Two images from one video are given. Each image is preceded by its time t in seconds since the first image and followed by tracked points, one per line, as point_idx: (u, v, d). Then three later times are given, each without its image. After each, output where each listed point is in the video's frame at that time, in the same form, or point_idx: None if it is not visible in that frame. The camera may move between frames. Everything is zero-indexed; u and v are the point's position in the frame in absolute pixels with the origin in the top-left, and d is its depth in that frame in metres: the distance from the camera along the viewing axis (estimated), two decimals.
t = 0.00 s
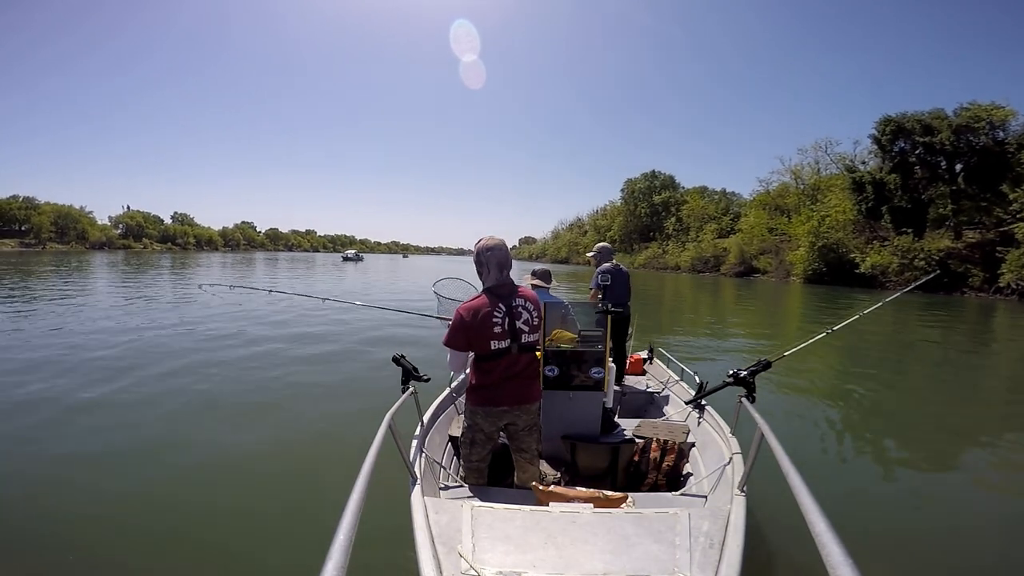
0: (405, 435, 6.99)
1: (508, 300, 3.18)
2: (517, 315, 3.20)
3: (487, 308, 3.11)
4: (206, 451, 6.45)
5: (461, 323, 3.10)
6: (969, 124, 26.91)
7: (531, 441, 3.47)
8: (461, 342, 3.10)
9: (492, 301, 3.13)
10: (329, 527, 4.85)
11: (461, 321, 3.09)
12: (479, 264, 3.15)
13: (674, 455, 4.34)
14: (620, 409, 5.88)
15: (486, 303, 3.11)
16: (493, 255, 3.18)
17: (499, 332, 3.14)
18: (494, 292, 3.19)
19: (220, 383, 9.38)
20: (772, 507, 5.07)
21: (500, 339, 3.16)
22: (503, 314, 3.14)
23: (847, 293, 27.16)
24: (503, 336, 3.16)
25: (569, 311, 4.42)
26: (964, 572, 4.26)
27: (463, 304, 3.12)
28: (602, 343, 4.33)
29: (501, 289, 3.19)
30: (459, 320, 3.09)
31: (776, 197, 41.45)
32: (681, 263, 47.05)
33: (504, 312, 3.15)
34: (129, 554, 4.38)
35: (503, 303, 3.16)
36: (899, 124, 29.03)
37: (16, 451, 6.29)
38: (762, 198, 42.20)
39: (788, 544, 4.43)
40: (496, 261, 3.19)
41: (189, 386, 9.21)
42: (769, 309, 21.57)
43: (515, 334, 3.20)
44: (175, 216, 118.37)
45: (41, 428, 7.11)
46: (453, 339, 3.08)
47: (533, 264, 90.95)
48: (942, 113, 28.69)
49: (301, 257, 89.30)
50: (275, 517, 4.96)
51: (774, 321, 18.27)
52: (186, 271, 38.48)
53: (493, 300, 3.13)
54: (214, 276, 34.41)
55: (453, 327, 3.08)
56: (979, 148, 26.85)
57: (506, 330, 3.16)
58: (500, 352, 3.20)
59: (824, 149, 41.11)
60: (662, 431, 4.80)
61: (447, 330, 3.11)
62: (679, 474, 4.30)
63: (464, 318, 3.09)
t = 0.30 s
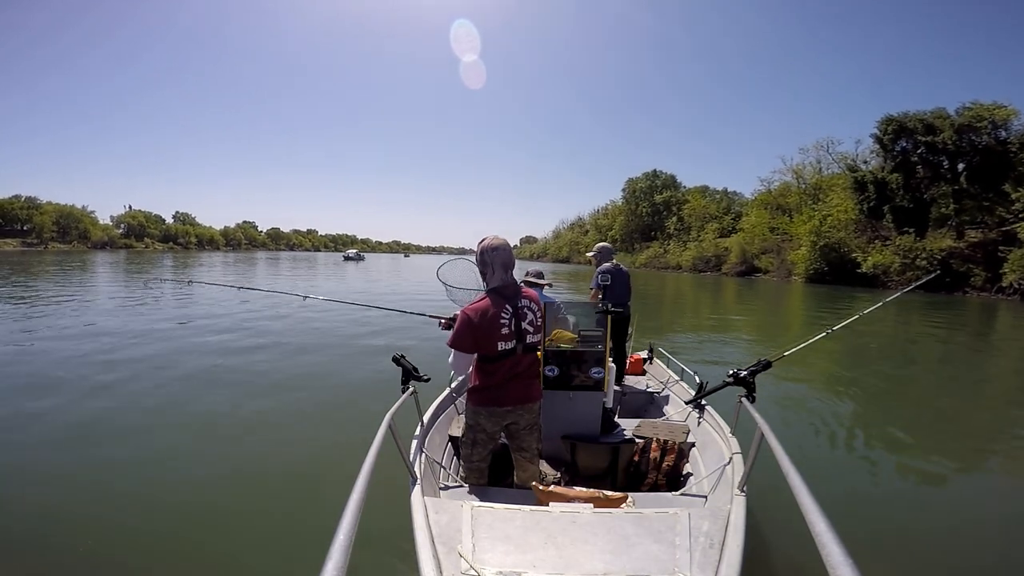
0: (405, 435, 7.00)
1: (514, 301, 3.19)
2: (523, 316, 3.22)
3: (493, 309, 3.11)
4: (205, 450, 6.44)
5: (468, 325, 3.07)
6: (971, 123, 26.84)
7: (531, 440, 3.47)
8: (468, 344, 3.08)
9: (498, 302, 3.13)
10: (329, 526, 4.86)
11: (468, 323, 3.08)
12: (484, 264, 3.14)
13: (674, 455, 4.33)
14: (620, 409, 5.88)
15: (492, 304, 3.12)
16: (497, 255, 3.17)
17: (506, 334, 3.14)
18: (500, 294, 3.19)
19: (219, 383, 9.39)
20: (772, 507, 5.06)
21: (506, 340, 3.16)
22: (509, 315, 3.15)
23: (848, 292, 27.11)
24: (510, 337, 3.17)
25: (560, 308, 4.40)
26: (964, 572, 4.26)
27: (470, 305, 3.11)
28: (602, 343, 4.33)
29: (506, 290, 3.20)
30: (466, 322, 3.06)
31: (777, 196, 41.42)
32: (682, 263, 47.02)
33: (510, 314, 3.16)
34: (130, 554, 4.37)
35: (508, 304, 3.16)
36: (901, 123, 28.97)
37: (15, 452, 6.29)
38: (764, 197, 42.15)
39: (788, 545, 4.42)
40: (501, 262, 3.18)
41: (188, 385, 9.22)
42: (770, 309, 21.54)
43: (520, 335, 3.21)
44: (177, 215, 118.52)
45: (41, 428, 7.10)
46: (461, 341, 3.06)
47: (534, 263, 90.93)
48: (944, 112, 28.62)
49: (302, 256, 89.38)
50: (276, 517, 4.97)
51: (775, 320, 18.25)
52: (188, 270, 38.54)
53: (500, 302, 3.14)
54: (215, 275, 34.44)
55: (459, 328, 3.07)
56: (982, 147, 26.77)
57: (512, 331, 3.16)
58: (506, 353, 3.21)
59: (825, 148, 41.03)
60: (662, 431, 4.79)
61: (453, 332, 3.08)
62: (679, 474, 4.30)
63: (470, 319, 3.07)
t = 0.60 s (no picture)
0: (405, 434, 7.01)
1: (516, 301, 3.20)
2: (525, 316, 3.22)
3: (495, 310, 3.11)
4: (205, 449, 6.40)
5: (470, 325, 3.07)
6: (978, 127, 26.73)
7: (532, 439, 3.48)
8: (471, 344, 3.09)
9: (500, 302, 3.14)
10: (327, 526, 4.87)
11: (470, 323, 3.08)
12: (486, 264, 3.15)
13: (674, 455, 4.33)
14: (620, 409, 5.88)
15: (494, 304, 3.12)
16: (499, 255, 3.17)
17: (508, 334, 3.15)
18: (502, 293, 3.20)
19: (219, 380, 9.38)
20: (771, 508, 5.05)
21: (509, 340, 3.17)
22: (512, 315, 3.16)
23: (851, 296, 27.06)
24: (512, 337, 3.17)
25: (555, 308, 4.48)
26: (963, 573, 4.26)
27: (472, 305, 3.11)
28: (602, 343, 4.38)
29: (509, 290, 3.20)
30: (469, 322, 3.06)
31: (781, 199, 41.29)
32: (685, 264, 46.97)
33: (513, 313, 3.17)
34: (130, 554, 4.35)
35: (511, 304, 3.17)
36: (907, 126, 28.87)
37: (14, 449, 6.27)
38: (768, 199, 42.06)
39: (788, 545, 4.42)
40: (504, 262, 3.18)
41: (188, 382, 9.21)
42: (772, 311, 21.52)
43: (523, 335, 3.22)
44: (181, 211, 118.90)
45: (40, 425, 7.09)
46: (464, 341, 3.06)
47: (536, 263, 90.91)
48: (951, 116, 28.51)
49: (305, 254, 89.46)
50: (276, 517, 4.95)
51: (777, 323, 18.23)
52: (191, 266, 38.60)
53: (502, 302, 3.15)
54: (217, 270, 34.50)
55: (462, 328, 3.07)
56: (988, 151, 26.66)
57: (515, 331, 3.17)
58: (508, 352, 3.21)
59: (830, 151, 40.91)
60: (662, 431, 4.79)
61: (456, 332, 3.09)
62: (679, 474, 4.30)
63: (473, 320, 3.08)
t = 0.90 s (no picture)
0: (405, 434, 7.02)
1: (513, 300, 3.20)
2: (522, 315, 3.22)
3: (491, 308, 3.13)
4: (206, 449, 6.42)
5: (466, 323, 3.10)
6: (984, 129, 26.63)
7: (531, 439, 3.48)
8: (466, 342, 3.12)
9: (496, 300, 3.15)
10: (327, 526, 4.88)
11: (466, 321, 3.10)
12: (483, 263, 3.16)
13: (674, 455, 4.33)
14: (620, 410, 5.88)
15: (490, 303, 3.14)
16: (496, 255, 3.19)
17: (503, 332, 3.16)
18: (498, 292, 3.20)
19: (221, 379, 9.41)
20: (771, 508, 5.05)
21: (504, 338, 3.18)
22: (508, 314, 3.16)
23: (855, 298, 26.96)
24: (508, 336, 3.18)
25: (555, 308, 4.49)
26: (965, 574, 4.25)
27: (469, 303, 3.13)
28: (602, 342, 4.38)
29: (505, 289, 3.21)
30: (464, 320, 3.09)
31: (785, 200, 41.12)
32: (688, 265, 46.86)
33: (509, 312, 3.17)
34: (131, 555, 4.36)
35: (507, 302, 3.17)
36: (912, 128, 28.79)
37: (16, 448, 6.29)
38: (771, 201, 41.95)
39: (787, 545, 4.42)
40: (501, 261, 3.19)
41: (189, 381, 9.24)
42: (775, 313, 21.47)
43: (519, 334, 3.22)
44: (185, 210, 119.34)
45: (41, 424, 7.11)
46: (460, 338, 3.09)
47: (539, 263, 90.88)
48: (956, 117, 28.41)
49: (308, 253, 89.55)
50: (275, 517, 4.96)
51: (779, 324, 18.21)
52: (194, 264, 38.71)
53: (498, 300, 3.16)
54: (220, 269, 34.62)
55: (458, 326, 3.09)
56: (993, 153, 26.52)
57: (510, 330, 3.18)
58: (504, 351, 3.22)
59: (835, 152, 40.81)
60: (662, 431, 4.79)
61: (451, 329, 3.12)
62: (680, 474, 4.30)
63: (468, 318, 3.10)
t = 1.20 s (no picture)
0: (405, 434, 7.05)
1: (512, 299, 3.21)
2: (520, 315, 3.23)
3: (490, 308, 3.14)
4: (207, 449, 6.45)
5: (464, 323, 3.12)
6: (990, 129, 26.45)
7: (531, 440, 3.50)
8: (465, 342, 3.14)
9: (494, 300, 3.16)
10: (327, 526, 4.90)
11: (464, 321, 3.13)
12: (483, 263, 3.18)
13: (674, 455, 4.34)
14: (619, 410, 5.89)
15: (489, 303, 3.15)
16: (496, 254, 3.20)
17: (501, 331, 3.17)
18: (497, 292, 3.21)
19: (223, 378, 9.45)
20: (771, 508, 5.05)
21: (502, 338, 3.19)
22: (506, 313, 3.17)
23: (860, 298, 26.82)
24: (506, 336, 3.19)
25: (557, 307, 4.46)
26: None
27: (467, 303, 3.15)
28: (602, 343, 4.37)
29: (504, 288, 3.22)
30: (462, 320, 3.11)
31: (789, 200, 41.00)
32: (692, 265, 46.73)
33: (507, 312, 3.18)
34: (131, 555, 4.39)
35: (506, 302, 3.18)
36: (918, 128, 28.64)
37: (20, 447, 6.35)
38: (776, 200, 41.80)
39: (787, 545, 4.43)
40: (500, 261, 3.20)
41: (192, 380, 9.28)
42: (779, 313, 21.39)
43: (517, 333, 3.23)
44: (190, 208, 119.89)
45: (44, 423, 7.15)
46: (458, 338, 3.12)
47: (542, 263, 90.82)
48: (963, 117, 28.26)
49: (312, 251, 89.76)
50: (275, 518, 4.98)
51: (783, 324, 18.18)
52: (199, 262, 38.83)
53: (497, 300, 3.17)
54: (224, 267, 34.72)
55: (456, 326, 3.11)
56: (1000, 154, 26.27)
57: (508, 329, 3.19)
58: (503, 351, 3.24)
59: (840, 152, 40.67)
60: (662, 431, 4.80)
61: (450, 330, 3.15)
62: (679, 474, 4.31)
63: (466, 318, 3.12)
